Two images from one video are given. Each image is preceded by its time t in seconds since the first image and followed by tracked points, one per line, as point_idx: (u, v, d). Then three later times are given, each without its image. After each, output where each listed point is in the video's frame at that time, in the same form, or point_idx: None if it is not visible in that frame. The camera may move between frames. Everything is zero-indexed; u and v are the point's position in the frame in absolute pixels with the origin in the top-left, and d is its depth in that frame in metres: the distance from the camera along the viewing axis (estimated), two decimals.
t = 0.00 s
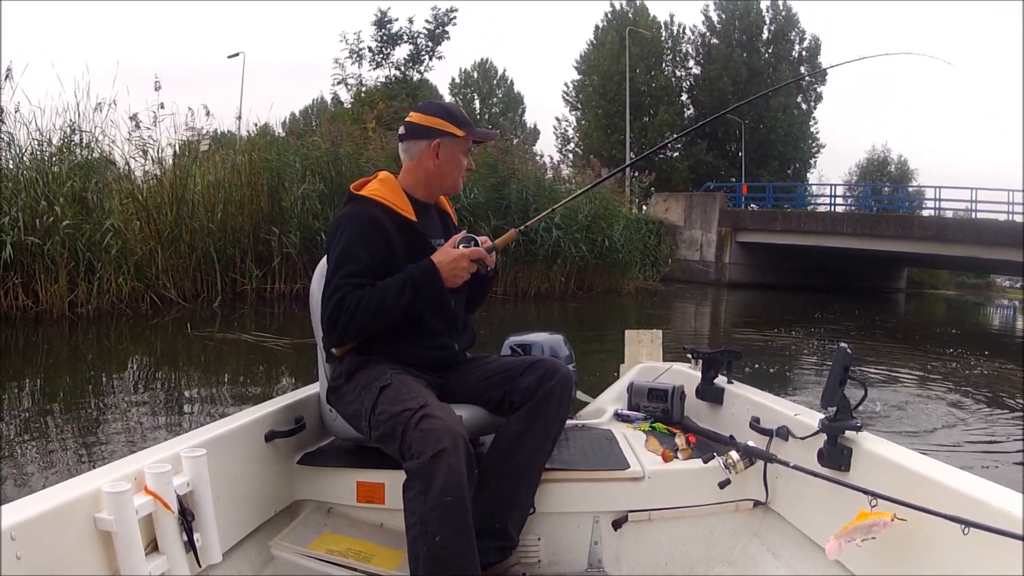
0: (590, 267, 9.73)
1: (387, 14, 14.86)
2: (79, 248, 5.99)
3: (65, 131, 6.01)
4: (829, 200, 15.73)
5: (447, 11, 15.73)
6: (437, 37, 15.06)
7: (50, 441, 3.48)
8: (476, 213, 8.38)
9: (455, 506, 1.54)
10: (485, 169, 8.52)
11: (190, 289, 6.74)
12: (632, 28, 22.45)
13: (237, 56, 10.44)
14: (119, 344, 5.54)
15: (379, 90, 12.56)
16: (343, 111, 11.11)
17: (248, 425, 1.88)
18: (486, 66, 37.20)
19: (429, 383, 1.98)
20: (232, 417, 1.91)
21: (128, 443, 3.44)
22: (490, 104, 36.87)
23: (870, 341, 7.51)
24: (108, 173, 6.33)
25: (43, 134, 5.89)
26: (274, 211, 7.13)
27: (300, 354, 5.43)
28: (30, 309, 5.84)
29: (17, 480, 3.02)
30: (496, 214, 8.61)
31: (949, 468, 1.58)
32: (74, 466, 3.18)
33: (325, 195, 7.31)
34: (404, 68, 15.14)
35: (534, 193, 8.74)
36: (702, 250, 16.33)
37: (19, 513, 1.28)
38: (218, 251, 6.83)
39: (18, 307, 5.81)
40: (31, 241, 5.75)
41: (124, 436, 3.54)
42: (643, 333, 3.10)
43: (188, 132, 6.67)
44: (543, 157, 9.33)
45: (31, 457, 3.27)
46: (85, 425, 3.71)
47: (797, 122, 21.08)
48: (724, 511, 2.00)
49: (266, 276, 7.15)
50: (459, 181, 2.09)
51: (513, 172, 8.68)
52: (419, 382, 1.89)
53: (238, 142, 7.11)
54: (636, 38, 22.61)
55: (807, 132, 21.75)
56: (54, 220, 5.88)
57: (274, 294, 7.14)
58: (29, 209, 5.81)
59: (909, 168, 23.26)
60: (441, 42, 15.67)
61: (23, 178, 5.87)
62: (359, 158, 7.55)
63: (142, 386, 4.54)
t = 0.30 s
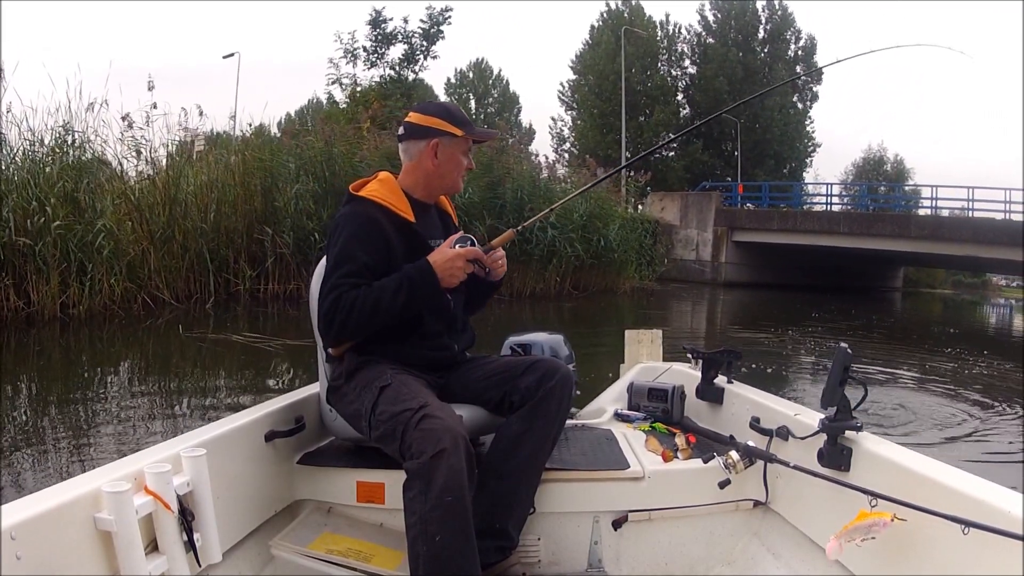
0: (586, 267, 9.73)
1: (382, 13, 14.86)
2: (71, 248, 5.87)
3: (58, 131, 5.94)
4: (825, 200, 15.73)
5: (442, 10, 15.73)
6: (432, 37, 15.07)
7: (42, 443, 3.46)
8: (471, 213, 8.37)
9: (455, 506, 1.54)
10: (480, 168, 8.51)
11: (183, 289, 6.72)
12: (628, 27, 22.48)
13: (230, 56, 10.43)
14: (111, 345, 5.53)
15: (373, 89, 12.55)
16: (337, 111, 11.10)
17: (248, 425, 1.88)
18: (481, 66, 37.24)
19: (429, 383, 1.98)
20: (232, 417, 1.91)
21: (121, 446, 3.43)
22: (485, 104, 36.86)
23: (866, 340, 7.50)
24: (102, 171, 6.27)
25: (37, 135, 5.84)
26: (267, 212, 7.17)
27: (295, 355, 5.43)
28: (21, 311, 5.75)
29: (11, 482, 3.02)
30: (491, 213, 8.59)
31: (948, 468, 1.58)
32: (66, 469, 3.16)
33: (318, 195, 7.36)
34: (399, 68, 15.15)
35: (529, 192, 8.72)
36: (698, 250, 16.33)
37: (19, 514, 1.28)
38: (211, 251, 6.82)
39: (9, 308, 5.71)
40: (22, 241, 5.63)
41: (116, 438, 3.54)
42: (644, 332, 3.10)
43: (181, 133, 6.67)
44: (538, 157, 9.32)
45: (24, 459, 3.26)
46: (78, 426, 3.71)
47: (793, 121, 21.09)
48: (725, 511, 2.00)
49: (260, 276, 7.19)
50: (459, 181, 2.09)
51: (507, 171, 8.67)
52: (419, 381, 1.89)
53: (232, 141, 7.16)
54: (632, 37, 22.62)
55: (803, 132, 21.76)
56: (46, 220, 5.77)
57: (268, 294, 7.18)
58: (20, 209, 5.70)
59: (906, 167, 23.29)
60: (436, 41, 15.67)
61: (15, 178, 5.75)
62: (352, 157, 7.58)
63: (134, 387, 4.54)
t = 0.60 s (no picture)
0: (582, 267, 9.73)
1: (377, 12, 14.88)
2: (63, 248, 5.83)
3: (52, 130, 5.90)
4: (822, 199, 15.74)
5: (438, 9, 15.74)
6: (427, 36, 15.09)
7: (36, 444, 3.46)
8: (466, 212, 8.37)
9: (455, 506, 1.54)
10: (476, 167, 8.51)
11: (175, 289, 6.70)
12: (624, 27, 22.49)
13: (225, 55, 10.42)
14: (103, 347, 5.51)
15: (369, 88, 12.56)
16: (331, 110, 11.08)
17: (248, 425, 1.88)
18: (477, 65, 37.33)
19: (429, 384, 1.98)
20: (232, 417, 1.91)
21: (116, 447, 3.42)
22: (482, 104, 36.90)
23: (862, 339, 7.50)
24: (96, 170, 6.19)
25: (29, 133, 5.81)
26: (260, 211, 7.18)
27: (290, 356, 5.43)
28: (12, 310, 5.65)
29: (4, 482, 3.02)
30: (486, 213, 8.58)
31: (948, 467, 1.58)
32: (60, 471, 3.16)
33: (313, 194, 7.35)
34: (394, 67, 15.17)
35: (524, 191, 8.71)
36: (694, 249, 16.34)
37: (19, 514, 1.28)
38: (204, 251, 6.82)
39: None
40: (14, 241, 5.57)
41: (109, 438, 3.54)
42: (644, 332, 3.10)
43: (176, 133, 6.64)
44: (533, 156, 9.32)
45: (17, 459, 3.26)
46: (71, 427, 3.71)
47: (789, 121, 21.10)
48: (724, 511, 2.00)
49: (253, 276, 7.20)
50: (459, 181, 2.08)
51: (503, 171, 8.65)
52: (418, 382, 1.89)
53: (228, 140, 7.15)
54: (629, 37, 22.64)
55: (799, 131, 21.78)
56: (37, 220, 5.71)
57: (261, 294, 7.19)
58: (12, 208, 5.63)
59: (902, 166, 23.34)
60: (431, 41, 15.68)
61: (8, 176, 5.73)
62: (345, 156, 7.64)
63: (127, 387, 4.55)
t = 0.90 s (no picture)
0: (579, 266, 9.73)
1: (372, 11, 14.87)
2: (55, 249, 5.11)
3: (46, 128, 5.88)
4: (819, 199, 15.76)
5: (433, 8, 15.73)
6: (423, 35, 15.09)
7: (29, 445, 3.45)
8: (462, 212, 8.37)
9: (455, 506, 1.54)
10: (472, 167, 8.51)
11: (169, 289, 6.54)
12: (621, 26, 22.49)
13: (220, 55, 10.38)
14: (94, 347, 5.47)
15: (364, 87, 12.55)
16: (326, 109, 11.06)
17: (247, 424, 1.88)
18: (473, 65, 37.37)
19: (428, 384, 1.98)
20: (232, 416, 1.91)
21: (109, 449, 3.41)
22: (478, 103, 36.90)
23: (858, 339, 7.51)
24: (88, 169, 6.08)
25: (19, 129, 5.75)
26: (253, 211, 7.22)
27: (285, 356, 5.43)
28: None
29: None
30: (481, 213, 8.58)
31: (947, 468, 1.58)
32: (51, 472, 3.15)
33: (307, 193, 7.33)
34: (389, 66, 15.17)
35: (520, 190, 8.71)
36: (691, 250, 16.36)
37: (19, 514, 1.28)
38: (197, 251, 6.84)
39: None
40: None
41: (98, 439, 3.53)
42: (643, 332, 3.10)
43: (170, 132, 6.65)
44: (529, 155, 9.32)
45: (8, 461, 3.25)
46: (60, 428, 3.70)
47: (785, 121, 21.14)
48: (724, 511, 2.00)
49: (246, 276, 7.23)
50: (457, 180, 2.08)
51: (498, 170, 8.64)
52: (418, 382, 1.89)
53: (223, 139, 7.17)
54: (625, 36, 22.62)
55: (796, 132, 21.81)
56: (29, 219, 5.08)
57: (255, 294, 7.24)
58: None
59: (898, 167, 23.43)
60: (427, 40, 15.67)
61: None
62: (340, 156, 7.67)
63: (122, 388, 4.54)
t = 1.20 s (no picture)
0: (575, 266, 9.74)
1: (368, 10, 14.90)
2: (46, 247, 5.86)
3: (42, 128, 5.93)
4: (815, 200, 15.77)
5: (429, 7, 15.75)
6: (419, 35, 15.11)
7: (22, 446, 3.44)
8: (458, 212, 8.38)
9: (455, 506, 1.54)
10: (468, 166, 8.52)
11: (161, 289, 6.70)
12: (618, 26, 22.51)
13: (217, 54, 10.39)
14: (87, 347, 5.48)
15: (360, 87, 12.57)
16: (322, 108, 11.06)
17: (247, 424, 1.88)
18: (470, 65, 37.43)
19: (428, 384, 1.98)
20: (232, 416, 1.91)
21: (103, 450, 3.41)
22: (475, 103, 36.95)
23: (853, 339, 7.52)
24: (80, 169, 6.24)
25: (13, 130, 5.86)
26: (248, 210, 7.13)
27: (278, 356, 5.44)
28: None
29: None
30: (476, 212, 8.59)
31: (947, 468, 1.58)
32: (45, 473, 3.15)
33: (301, 193, 7.33)
34: (385, 65, 15.19)
35: (516, 190, 8.72)
36: (687, 250, 16.39)
37: (19, 514, 1.28)
38: (191, 250, 6.83)
39: None
40: None
41: (92, 440, 3.53)
42: (644, 332, 3.10)
43: (163, 130, 6.64)
44: (525, 155, 9.32)
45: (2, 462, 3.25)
46: (53, 428, 3.70)
47: (782, 121, 21.17)
48: (724, 511, 2.00)
49: (240, 276, 7.20)
50: (455, 180, 2.08)
51: (494, 170, 8.65)
52: (418, 382, 1.89)
53: (221, 138, 7.09)
54: (623, 36, 22.64)
55: (793, 132, 21.84)
56: (18, 218, 5.77)
57: (248, 294, 7.18)
58: None
59: (895, 167, 23.49)
60: (423, 39, 15.70)
61: None
62: (334, 154, 7.55)
63: (114, 387, 4.52)
